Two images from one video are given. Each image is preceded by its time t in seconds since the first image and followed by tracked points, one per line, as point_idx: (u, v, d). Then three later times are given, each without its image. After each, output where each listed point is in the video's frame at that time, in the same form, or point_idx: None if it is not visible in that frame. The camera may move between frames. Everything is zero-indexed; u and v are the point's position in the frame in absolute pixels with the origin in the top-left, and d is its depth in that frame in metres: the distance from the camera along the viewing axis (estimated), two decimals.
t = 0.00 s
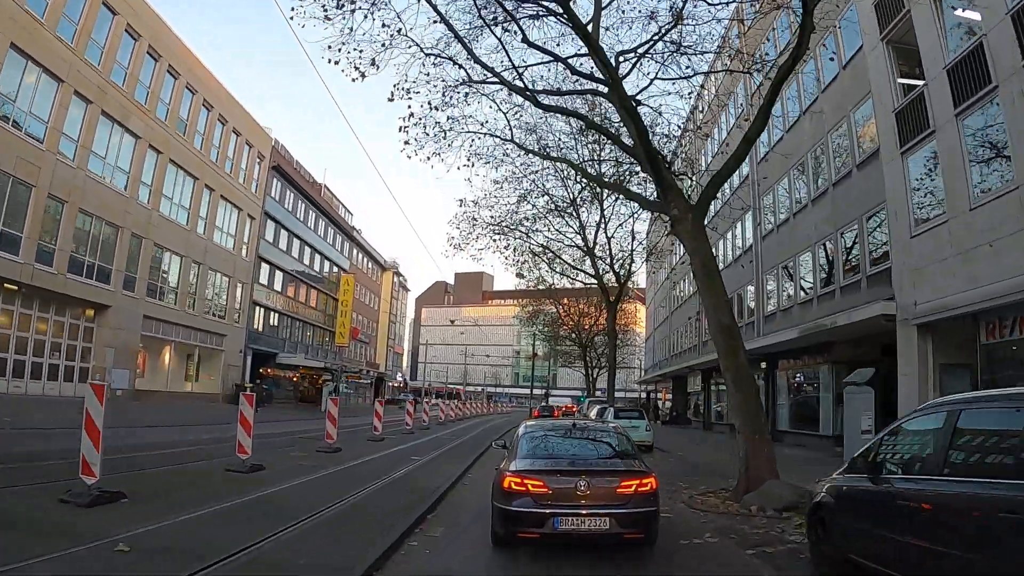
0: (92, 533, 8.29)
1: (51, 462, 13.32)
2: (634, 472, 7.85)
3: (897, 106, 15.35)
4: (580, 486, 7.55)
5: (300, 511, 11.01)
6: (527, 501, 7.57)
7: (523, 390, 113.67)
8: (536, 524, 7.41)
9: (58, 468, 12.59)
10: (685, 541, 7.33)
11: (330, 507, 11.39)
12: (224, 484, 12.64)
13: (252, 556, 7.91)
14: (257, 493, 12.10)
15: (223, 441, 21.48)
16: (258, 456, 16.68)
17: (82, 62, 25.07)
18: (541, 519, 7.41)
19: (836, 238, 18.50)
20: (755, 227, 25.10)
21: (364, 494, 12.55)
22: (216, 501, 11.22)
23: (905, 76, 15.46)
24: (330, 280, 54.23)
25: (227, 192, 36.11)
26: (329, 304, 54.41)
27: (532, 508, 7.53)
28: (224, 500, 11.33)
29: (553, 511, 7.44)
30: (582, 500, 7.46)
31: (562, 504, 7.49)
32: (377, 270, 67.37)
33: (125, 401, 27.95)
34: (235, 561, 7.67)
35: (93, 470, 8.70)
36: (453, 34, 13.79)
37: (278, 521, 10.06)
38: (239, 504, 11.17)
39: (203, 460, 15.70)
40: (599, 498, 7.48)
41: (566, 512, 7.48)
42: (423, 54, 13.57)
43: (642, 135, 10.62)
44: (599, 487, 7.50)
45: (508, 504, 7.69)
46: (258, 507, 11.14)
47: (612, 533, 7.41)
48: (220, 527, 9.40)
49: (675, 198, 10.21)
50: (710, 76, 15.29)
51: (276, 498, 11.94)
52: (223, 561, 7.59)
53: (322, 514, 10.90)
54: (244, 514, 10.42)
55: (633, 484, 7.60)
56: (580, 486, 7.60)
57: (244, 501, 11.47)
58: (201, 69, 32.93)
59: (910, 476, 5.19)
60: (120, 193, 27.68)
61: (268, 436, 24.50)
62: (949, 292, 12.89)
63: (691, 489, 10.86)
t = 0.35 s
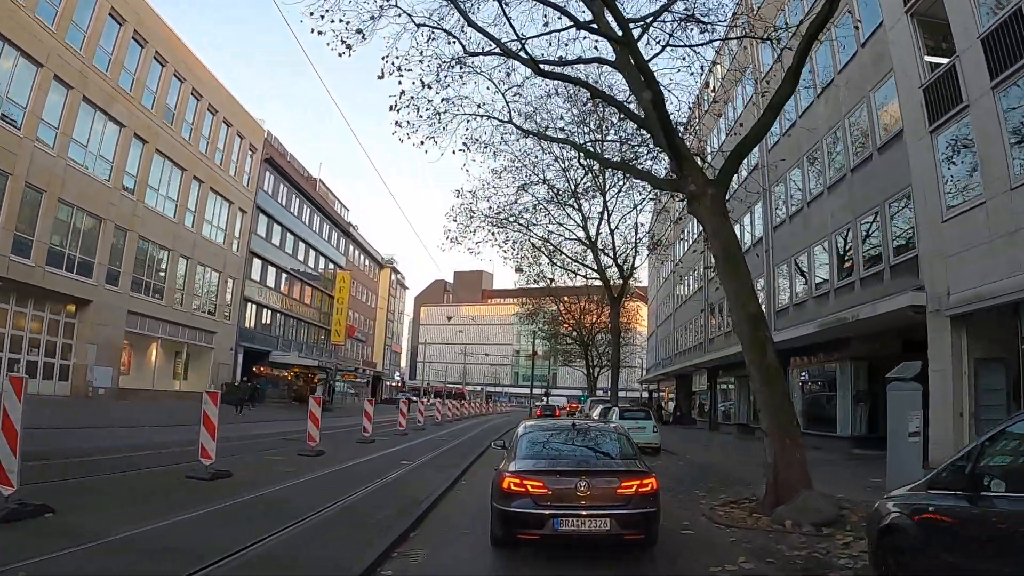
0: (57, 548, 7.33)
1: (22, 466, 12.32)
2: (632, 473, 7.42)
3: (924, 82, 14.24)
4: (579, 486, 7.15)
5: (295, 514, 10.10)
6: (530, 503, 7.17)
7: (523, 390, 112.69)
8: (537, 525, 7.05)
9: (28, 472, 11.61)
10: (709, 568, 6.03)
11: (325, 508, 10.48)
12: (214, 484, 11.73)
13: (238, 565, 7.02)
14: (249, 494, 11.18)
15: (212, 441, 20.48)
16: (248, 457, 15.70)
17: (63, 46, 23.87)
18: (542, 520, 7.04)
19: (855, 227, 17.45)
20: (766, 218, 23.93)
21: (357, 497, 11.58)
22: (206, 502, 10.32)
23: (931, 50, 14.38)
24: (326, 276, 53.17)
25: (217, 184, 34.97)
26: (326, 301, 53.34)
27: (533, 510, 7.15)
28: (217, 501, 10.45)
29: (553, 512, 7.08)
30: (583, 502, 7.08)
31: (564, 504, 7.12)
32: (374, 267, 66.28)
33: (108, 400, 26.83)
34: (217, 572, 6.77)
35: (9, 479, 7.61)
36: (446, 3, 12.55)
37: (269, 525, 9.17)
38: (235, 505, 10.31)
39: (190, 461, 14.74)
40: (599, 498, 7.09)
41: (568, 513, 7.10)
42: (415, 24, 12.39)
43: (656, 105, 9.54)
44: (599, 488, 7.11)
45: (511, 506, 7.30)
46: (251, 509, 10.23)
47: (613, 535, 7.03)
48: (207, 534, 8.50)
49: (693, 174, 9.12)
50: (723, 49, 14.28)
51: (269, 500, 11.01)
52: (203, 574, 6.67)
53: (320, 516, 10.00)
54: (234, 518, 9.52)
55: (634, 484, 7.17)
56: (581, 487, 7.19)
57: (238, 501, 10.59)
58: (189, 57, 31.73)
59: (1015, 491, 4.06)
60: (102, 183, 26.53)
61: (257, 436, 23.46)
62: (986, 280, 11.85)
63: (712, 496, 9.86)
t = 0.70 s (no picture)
0: (42, 554, 6.48)
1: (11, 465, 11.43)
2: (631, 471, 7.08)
3: (954, 55, 13.03)
4: (580, 482, 6.82)
5: (294, 511, 9.28)
6: (529, 501, 6.81)
7: (523, 390, 111.71)
8: (536, 524, 6.69)
9: (12, 473, 10.71)
10: None
11: (321, 508, 9.55)
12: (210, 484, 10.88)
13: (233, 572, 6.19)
14: (240, 494, 10.26)
15: (199, 440, 19.46)
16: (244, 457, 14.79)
17: (44, 27, 22.77)
18: (541, 518, 6.69)
19: (876, 215, 16.42)
20: (777, 209, 22.86)
21: (356, 498, 10.69)
22: (204, 501, 9.50)
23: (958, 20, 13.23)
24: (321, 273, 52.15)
25: (207, 176, 33.90)
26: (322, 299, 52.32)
27: (531, 508, 6.78)
28: (219, 499, 9.63)
29: (553, 511, 6.73)
30: (583, 500, 6.72)
31: (564, 502, 6.77)
32: (371, 264, 65.25)
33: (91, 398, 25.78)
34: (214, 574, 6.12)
35: None
36: None
37: (270, 523, 8.36)
38: (228, 504, 9.40)
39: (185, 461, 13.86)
40: (599, 496, 6.75)
41: (568, 510, 6.75)
42: None
43: (675, 69, 8.53)
44: (600, 485, 6.78)
45: (509, 505, 6.92)
46: (253, 508, 9.38)
47: (614, 534, 6.69)
48: (203, 536, 7.64)
49: (715, 145, 8.09)
50: (739, 18, 13.28)
51: (268, 498, 10.16)
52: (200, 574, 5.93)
53: (321, 514, 9.18)
54: (234, 516, 8.69)
55: (635, 481, 6.85)
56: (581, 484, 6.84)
57: (230, 500, 9.68)
58: (178, 43, 30.61)
59: None
60: (84, 172, 25.49)
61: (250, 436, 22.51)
62: None
63: (736, 504, 8.91)
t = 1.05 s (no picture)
0: (25, 560, 5.54)
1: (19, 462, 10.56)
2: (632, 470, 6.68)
3: (987, 27, 11.94)
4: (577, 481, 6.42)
5: (289, 512, 8.29)
6: (527, 501, 6.39)
7: (523, 389, 110.77)
8: (535, 524, 6.28)
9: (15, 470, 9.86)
10: None
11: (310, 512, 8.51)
12: (203, 483, 9.96)
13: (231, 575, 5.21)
14: (218, 496, 9.23)
15: (184, 439, 18.44)
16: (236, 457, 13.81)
17: (24, 9, 21.68)
18: (539, 518, 6.28)
19: (898, 202, 15.42)
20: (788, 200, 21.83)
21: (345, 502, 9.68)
22: (202, 501, 8.60)
23: None
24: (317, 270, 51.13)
25: (196, 168, 32.89)
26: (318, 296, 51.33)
27: (529, 508, 6.36)
28: (203, 500, 8.66)
29: (553, 511, 6.33)
30: (583, 499, 6.32)
31: (564, 500, 6.36)
32: (368, 262, 64.20)
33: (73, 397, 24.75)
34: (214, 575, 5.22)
35: None
36: None
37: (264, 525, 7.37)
38: (205, 506, 8.38)
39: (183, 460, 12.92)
40: (599, 495, 6.35)
41: (568, 510, 6.34)
42: None
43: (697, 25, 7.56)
44: (599, 482, 6.39)
45: (507, 506, 6.48)
46: (255, 507, 8.45)
47: (616, 534, 6.28)
48: (203, 538, 6.71)
49: (742, 108, 7.14)
50: None
51: (272, 497, 9.24)
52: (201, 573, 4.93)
53: (319, 514, 8.19)
54: (231, 517, 7.77)
55: (634, 479, 6.46)
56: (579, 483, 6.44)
57: (205, 502, 8.63)
58: (166, 31, 29.50)
59: None
60: (66, 162, 24.46)
61: (243, 435, 21.55)
62: None
63: (761, 515, 7.96)
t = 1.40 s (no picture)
0: None
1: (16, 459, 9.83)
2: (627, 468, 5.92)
3: None
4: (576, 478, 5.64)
5: (269, 517, 7.40)
6: (525, 501, 5.59)
7: (523, 390, 109.88)
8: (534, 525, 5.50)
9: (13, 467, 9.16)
10: None
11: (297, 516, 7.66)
12: (186, 485, 9.12)
13: None
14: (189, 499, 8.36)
15: (170, 438, 17.56)
16: (218, 458, 12.93)
17: None
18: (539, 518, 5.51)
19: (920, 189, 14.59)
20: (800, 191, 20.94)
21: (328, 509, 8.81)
22: (182, 505, 7.73)
23: None
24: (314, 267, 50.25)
25: (187, 160, 32.02)
26: (314, 293, 50.46)
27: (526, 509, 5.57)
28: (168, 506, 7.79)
29: (552, 510, 5.58)
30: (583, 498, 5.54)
31: (563, 500, 5.57)
32: (366, 259, 63.22)
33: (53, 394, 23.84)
34: None
35: None
36: None
37: (245, 530, 6.51)
38: (169, 512, 7.50)
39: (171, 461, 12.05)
40: (600, 492, 5.59)
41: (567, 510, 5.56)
42: None
43: None
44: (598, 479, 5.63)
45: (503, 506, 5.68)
46: (234, 513, 7.61)
47: (616, 535, 5.52)
48: (199, 544, 5.87)
49: (772, 65, 6.40)
50: None
51: (263, 501, 8.37)
52: None
53: (308, 518, 7.33)
54: (209, 524, 6.93)
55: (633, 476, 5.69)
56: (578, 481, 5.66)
57: (170, 507, 7.77)
58: (156, 18, 28.57)
59: None
60: (48, 151, 23.54)
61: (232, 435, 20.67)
62: None
63: (790, 528, 7.10)
